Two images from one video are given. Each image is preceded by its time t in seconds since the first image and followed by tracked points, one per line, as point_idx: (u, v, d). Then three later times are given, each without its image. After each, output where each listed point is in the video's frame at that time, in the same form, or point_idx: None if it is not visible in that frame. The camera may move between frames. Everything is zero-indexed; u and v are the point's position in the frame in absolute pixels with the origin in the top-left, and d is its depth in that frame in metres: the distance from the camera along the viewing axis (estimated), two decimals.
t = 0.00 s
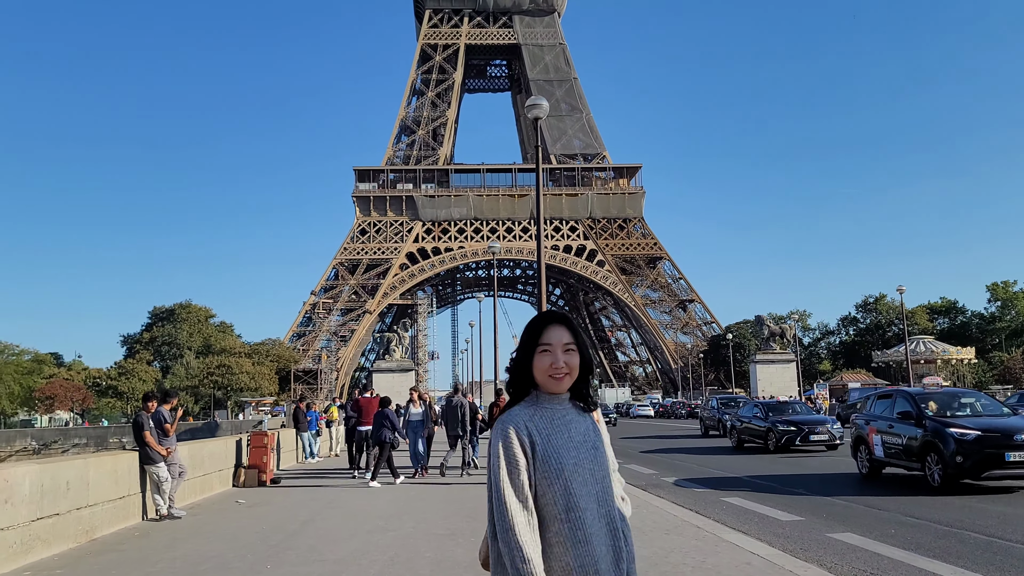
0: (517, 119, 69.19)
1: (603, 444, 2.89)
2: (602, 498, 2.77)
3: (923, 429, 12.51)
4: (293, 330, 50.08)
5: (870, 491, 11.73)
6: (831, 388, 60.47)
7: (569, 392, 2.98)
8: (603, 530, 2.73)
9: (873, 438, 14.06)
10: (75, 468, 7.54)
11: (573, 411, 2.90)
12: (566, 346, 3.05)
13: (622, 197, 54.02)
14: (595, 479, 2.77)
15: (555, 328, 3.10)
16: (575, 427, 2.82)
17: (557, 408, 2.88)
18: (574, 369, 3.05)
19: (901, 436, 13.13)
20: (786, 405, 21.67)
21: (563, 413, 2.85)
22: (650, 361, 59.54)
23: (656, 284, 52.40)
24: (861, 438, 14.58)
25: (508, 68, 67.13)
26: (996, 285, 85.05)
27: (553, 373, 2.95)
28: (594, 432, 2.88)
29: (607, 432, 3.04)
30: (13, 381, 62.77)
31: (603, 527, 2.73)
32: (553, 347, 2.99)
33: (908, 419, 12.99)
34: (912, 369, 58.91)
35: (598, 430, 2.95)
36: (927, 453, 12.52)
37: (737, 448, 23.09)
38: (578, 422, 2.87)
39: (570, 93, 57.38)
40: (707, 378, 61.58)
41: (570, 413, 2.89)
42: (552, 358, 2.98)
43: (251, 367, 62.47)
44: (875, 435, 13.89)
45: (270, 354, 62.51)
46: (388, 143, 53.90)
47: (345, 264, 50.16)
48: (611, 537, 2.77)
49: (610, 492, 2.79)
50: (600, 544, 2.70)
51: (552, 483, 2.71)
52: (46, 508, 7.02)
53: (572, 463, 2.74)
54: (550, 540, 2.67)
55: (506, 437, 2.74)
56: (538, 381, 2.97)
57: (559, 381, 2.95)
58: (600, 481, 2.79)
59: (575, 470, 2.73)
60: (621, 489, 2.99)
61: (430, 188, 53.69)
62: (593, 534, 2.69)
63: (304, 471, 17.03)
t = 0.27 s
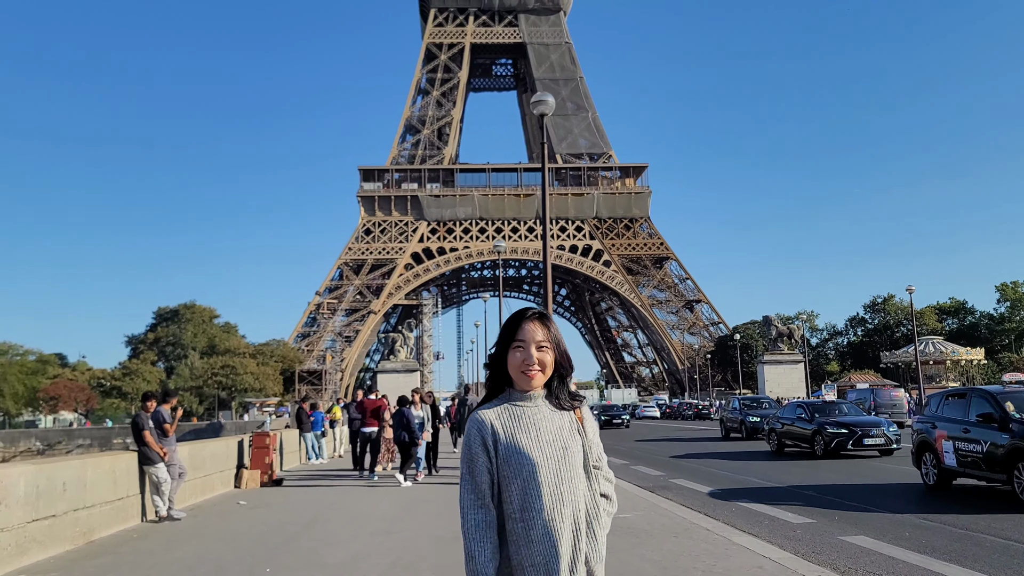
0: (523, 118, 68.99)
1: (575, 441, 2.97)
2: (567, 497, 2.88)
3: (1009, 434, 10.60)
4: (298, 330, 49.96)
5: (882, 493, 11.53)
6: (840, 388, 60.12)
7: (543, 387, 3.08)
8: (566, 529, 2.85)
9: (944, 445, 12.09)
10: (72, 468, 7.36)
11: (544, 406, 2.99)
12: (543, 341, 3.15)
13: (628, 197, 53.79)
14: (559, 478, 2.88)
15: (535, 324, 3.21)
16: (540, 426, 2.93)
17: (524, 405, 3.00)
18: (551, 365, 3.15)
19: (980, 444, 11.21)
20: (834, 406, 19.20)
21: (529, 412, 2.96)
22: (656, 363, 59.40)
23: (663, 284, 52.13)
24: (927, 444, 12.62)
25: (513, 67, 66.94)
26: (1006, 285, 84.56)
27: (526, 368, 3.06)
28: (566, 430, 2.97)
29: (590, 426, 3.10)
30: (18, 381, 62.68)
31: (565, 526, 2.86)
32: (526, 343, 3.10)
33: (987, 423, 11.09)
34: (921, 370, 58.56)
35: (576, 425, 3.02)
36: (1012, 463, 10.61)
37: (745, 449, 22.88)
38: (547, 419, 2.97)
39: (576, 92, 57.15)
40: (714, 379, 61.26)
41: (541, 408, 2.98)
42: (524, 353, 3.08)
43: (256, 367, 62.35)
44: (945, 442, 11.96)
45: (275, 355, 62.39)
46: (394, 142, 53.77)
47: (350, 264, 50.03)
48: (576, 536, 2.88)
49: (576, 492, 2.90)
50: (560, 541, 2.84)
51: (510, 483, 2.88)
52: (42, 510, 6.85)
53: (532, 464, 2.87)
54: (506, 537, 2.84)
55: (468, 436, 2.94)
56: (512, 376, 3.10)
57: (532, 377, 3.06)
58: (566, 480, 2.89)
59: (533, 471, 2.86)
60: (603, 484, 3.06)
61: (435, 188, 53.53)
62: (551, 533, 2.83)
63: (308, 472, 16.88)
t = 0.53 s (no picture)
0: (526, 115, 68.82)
1: (564, 437, 2.94)
2: (547, 495, 2.87)
3: None
4: (301, 327, 49.89)
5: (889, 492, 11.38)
6: (844, 385, 59.95)
7: (533, 385, 3.07)
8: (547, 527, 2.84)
9: None
10: (67, 467, 7.24)
11: (529, 404, 2.98)
12: (533, 339, 3.14)
13: (631, 193, 53.47)
14: (541, 477, 2.87)
15: (528, 322, 3.21)
16: (522, 424, 2.92)
17: (509, 404, 3.00)
18: (543, 362, 3.13)
19: None
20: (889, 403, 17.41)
21: (510, 411, 2.96)
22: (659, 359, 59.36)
23: (666, 281, 51.97)
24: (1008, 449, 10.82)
25: (517, 63, 66.72)
26: (1010, 282, 84.25)
27: (514, 367, 3.07)
28: (552, 428, 2.94)
29: (584, 423, 3.05)
30: (22, 377, 62.73)
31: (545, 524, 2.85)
32: (514, 341, 3.10)
33: None
34: (925, 367, 58.42)
35: (566, 421, 2.98)
36: None
37: (749, 446, 22.73)
38: (532, 416, 2.95)
39: (579, 89, 56.93)
40: (717, 376, 61.14)
41: (526, 406, 2.97)
42: (512, 352, 3.08)
43: (260, 364, 62.36)
44: None
45: (279, 351, 62.36)
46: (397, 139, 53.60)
47: (354, 261, 49.94)
48: (558, 533, 2.87)
49: (560, 489, 2.88)
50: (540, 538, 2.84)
51: (489, 481, 2.90)
52: (37, 509, 6.74)
53: (512, 461, 2.87)
54: (485, 536, 2.86)
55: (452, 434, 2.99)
56: (501, 375, 3.11)
57: (522, 376, 3.05)
58: (549, 478, 2.88)
59: (511, 469, 2.87)
60: (599, 481, 3.02)
61: (438, 184, 53.39)
62: (531, 530, 2.85)
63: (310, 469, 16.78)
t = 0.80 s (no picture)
0: (527, 113, 68.68)
1: (567, 446, 2.92)
2: (550, 500, 2.87)
3: None
4: (303, 326, 49.76)
5: (896, 490, 11.26)
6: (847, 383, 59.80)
7: (540, 393, 3.04)
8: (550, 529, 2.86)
9: None
10: (62, 468, 7.13)
11: (535, 411, 2.95)
12: (538, 348, 3.11)
13: (633, 191, 53.18)
14: (545, 482, 2.87)
15: (534, 329, 3.17)
16: (527, 431, 2.91)
17: (514, 412, 2.98)
18: (550, 369, 3.10)
19: None
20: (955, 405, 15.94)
21: (516, 419, 2.93)
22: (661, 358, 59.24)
23: (668, 279, 51.84)
24: None
25: (518, 62, 66.55)
26: (1013, 279, 84.01)
27: (521, 376, 3.05)
28: (556, 435, 2.92)
29: (591, 428, 3.03)
30: (24, 378, 62.67)
31: (548, 526, 2.86)
32: (520, 352, 3.07)
33: None
34: (928, 364, 58.23)
35: (570, 428, 2.96)
36: None
37: (754, 445, 22.53)
38: (536, 423, 2.93)
39: (580, 87, 56.71)
40: (720, 374, 60.99)
41: (533, 414, 2.95)
42: (518, 362, 3.06)
43: (261, 364, 62.26)
44: None
45: (281, 351, 62.30)
46: (398, 138, 53.47)
47: (355, 260, 49.87)
48: (561, 536, 2.88)
49: (563, 494, 2.88)
50: (543, 541, 2.86)
51: (493, 487, 2.91)
52: (30, 511, 6.63)
53: (519, 467, 2.87)
54: (490, 539, 2.88)
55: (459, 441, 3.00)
56: (508, 382, 3.09)
57: (527, 385, 3.03)
58: (552, 484, 2.87)
59: (514, 476, 2.87)
60: (605, 484, 3.01)
61: (440, 184, 53.27)
62: (534, 534, 2.87)
63: (312, 469, 16.65)
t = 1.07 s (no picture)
0: (531, 113, 68.55)
1: (570, 430, 2.89)
2: (553, 483, 2.82)
3: None
4: (307, 327, 49.72)
5: (904, 489, 11.11)
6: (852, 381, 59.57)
7: (541, 382, 3.01)
8: (553, 512, 2.81)
9: None
10: (58, 470, 7.01)
11: (536, 399, 2.93)
12: (538, 339, 3.08)
13: (637, 190, 52.96)
14: (546, 466, 2.82)
15: (532, 322, 3.14)
16: (527, 419, 2.88)
17: (515, 401, 2.96)
18: (550, 359, 3.07)
19: None
20: None
21: (516, 406, 2.92)
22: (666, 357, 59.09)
23: (673, 278, 51.71)
24: None
25: (521, 61, 66.42)
26: (1019, 276, 83.68)
27: (522, 366, 3.02)
28: (559, 421, 2.89)
29: (592, 416, 2.99)
30: (29, 380, 62.72)
31: (550, 510, 2.81)
32: (521, 342, 3.03)
33: None
34: (934, 363, 57.97)
35: (570, 415, 2.94)
36: None
37: (760, 444, 22.40)
38: (539, 410, 2.91)
39: (583, 86, 56.52)
40: (724, 373, 60.81)
41: (533, 402, 2.93)
42: (518, 353, 3.03)
43: (266, 364, 62.23)
44: None
45: (285, 351, 62.27)
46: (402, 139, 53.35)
47: (359, 261, 49.80)
48: (566, 517, 2.83)
49: (567, 481, 2.83)
50: (548, 522, 2.80)
51: (493, 472, 2.88)
52: (25, 514, 6.51)
53: (522, 452, 2.84)
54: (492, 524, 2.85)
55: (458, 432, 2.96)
56: (510, 374, 3.06)
57: (528, 374, 3.00)
58: (555, 468, 2.83)
59: (515, 460, 2.83)
60: (607, 473, 2.96)
61: (443, 184, 53.16)
62: (536, 515, 2.81)
63: (316, 470, 16.55)
